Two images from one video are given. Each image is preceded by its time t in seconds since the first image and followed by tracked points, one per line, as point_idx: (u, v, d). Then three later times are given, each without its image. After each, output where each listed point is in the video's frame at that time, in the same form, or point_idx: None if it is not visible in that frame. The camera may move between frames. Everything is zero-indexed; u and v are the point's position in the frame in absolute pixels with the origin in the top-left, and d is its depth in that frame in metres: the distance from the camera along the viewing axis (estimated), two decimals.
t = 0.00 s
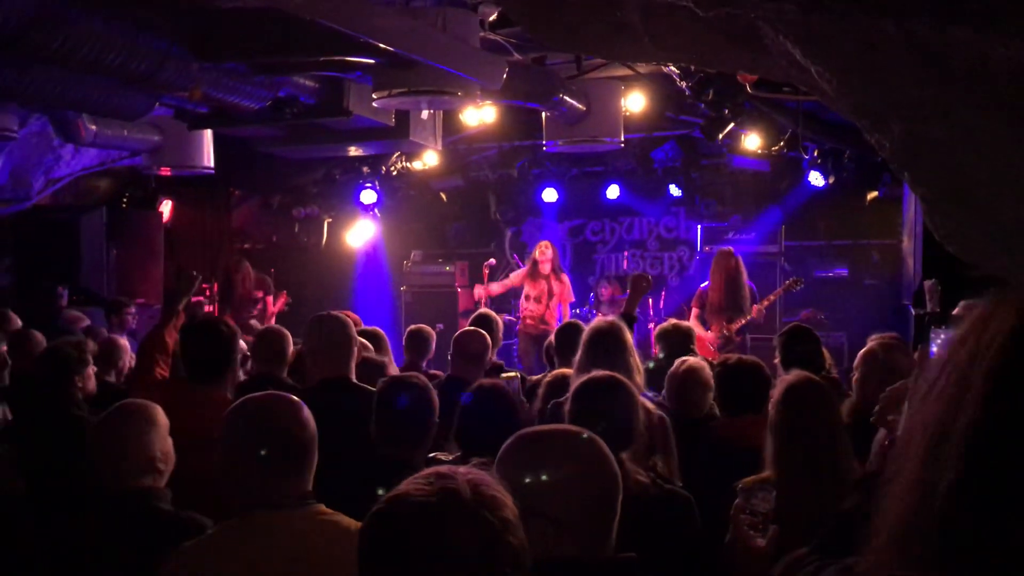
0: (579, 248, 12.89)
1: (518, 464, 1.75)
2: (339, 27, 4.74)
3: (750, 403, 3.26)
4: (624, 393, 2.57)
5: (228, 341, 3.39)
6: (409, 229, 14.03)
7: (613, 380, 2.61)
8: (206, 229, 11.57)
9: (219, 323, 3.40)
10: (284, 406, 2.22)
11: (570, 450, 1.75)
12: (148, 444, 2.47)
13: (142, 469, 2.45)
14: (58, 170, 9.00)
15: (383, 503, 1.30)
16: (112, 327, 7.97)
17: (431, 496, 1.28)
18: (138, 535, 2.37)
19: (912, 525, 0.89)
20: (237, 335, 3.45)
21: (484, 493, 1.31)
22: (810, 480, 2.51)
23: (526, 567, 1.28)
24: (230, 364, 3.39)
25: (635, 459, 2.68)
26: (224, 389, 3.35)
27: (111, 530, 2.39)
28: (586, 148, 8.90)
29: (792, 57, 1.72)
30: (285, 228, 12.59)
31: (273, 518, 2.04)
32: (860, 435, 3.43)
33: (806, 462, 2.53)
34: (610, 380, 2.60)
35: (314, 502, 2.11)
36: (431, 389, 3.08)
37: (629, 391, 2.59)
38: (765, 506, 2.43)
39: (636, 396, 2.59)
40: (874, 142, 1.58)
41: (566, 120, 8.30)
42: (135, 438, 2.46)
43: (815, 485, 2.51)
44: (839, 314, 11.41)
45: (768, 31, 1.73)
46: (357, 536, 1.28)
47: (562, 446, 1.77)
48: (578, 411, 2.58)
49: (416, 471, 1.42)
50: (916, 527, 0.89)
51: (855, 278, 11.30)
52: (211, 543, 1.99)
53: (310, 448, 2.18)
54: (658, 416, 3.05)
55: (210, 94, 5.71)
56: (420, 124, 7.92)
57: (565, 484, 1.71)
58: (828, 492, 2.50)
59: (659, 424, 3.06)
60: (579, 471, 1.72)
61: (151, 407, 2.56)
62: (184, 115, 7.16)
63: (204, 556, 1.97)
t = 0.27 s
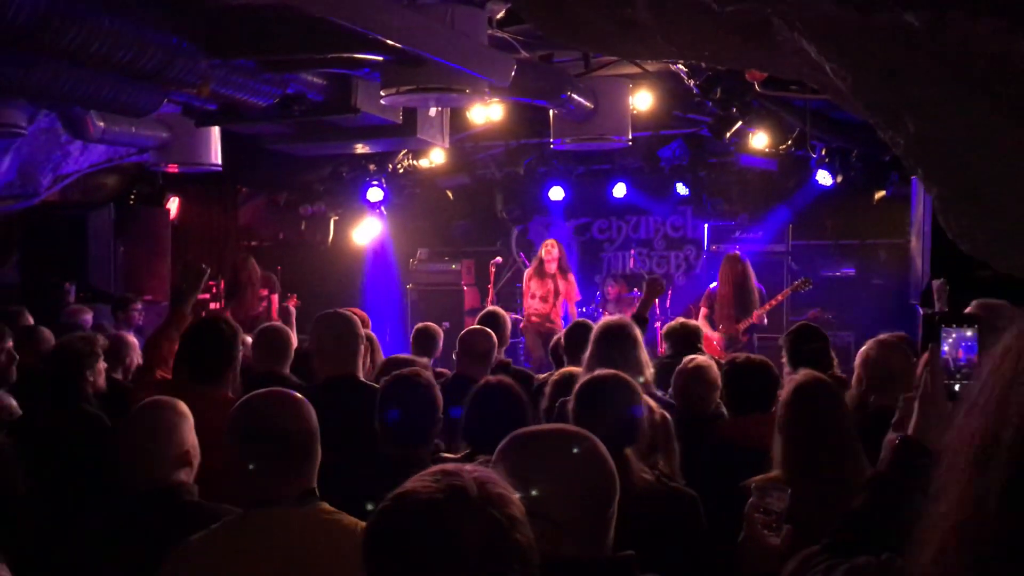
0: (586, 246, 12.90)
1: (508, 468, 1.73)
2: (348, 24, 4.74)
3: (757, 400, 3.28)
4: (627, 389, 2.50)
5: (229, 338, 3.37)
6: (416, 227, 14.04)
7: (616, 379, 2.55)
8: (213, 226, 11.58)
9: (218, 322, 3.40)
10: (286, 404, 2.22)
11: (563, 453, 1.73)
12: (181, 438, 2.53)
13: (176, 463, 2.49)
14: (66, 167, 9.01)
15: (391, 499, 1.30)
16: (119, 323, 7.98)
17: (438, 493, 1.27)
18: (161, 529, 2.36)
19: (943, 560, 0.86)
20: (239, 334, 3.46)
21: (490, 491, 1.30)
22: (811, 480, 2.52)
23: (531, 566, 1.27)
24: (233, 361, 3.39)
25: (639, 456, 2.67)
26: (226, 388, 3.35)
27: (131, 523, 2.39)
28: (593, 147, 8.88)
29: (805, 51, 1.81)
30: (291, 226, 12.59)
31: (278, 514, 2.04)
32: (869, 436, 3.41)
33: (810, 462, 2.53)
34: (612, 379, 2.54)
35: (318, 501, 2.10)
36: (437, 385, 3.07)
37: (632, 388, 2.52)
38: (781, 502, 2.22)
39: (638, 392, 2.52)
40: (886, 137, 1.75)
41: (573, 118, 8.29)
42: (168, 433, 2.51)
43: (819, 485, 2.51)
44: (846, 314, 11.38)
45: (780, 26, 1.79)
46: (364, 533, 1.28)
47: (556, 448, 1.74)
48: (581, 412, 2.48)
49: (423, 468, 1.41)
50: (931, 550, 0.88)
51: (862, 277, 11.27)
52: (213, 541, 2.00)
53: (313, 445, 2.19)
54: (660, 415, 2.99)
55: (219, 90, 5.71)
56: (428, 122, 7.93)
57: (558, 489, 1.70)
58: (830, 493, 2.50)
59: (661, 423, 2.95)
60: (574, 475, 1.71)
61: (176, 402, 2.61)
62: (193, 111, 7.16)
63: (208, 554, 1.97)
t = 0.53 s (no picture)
0: (590, 247, 12.81)
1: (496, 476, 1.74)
2: (354, 24, 4.75)
3: (762, 402, 3.23)
4: (624, 390, 2.47)
5: (232, 337, 3.38)
6: (419, 228, 13.97)
7: (615, 381, 2.51)
8: (217, 227, 11.58)
9: (222, 322, 3.39)
10: (293, 405, 2.21)
11: (552, 456, 1.74)
12: (187, 438, 2.47)
13: (183, 464, 2.45)
14: (71, 167, 9.01)
15: (389, 504, 1.28)
16: (122, 323, 7.97)
17: (437, 498, 1.26)
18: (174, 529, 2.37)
19: None
20: (241, 333, 3.46)
21: (491, 495, 1.29)
22: (815, 483, 2.52)
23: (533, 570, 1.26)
24: (235, 361, 3.38)
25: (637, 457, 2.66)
26: (226, 386, 3.34)
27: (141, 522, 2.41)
28: (597, 148, 8.87)
29: (811, 51, 1.80)
30: (295, 226, 12.60)
31: (277, 514, 2.04)
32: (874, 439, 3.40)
33: (812, 465, 2.53)
34: (609, 381, 2.50)
35: (323, 501, 2.09)
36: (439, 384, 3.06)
37: (628, 389, 2.48)
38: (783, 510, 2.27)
39: (635, 393, 2.47)
40: (894, 140, 1.72)
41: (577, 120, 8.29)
42: (174, 433, 2.46)
43: (823, 485, 2.51)
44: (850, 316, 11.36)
45: (787, 25, 1.78)
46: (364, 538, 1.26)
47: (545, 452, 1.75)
48: (579, 415, 2.45)
49: (419, 471, 1.39)
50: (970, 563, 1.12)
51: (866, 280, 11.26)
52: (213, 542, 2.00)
53: (315, 445, 2.17)
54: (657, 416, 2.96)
55: (223, 91, 5.71)
56: (433, 122, 7.92)
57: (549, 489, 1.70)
58: (830, 497, 2.50)
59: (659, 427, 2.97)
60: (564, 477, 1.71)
61: (179, 402, 2.55)
62: (197, 111, 7.16)
63: (209, 553, 1.97)
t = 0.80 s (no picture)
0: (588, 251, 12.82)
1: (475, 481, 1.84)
2: (353, 31, 4.75)
3: (759, 409, 3.25)
4: (618, 397, 2.48)
5: (227, 343, 3.38)
6: (417, 233, 14.05)
7: (608, 388, 2.52)
8: (216, 230, 11.60)
9: (220, 328, 3.40)
10: (298, 413, 2.23)
11: (532, 464, 1.81)
12: (170, 447, 2.49)
13: (164, 472, 2.46)
14: (70, 171, 9.02)
15: (380, 518, 1.29)
16: (120, 327, 7.96)
17: (425, 510, 1.26)
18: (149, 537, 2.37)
19: None
20: (236, 338, 3.48)
21: (482, 508, 1.29)
22: (812, 490, 2.52)
23: None
24: (229, 367, 3.39)
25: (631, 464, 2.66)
26: (220, 390, 3.34)
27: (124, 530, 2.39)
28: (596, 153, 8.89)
29: (807, 62, 1.77)
30: (294, 230, 12.62)
31: (283, 522, 2.04)
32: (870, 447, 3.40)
33: (807, 472, 2.53)
34: (604, 389, 2.51)
35: (325, 508, 2.10)
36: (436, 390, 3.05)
37: (621, 395, 2.50)
38: (789, 521, 2.21)
39: (627, 400, 2.49)
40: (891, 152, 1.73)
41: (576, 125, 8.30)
42: (158, 440, 2.48)
43: (819, 492, 2.51)
44: (846, 322, 11.40)
45: (785, 37, 1.75)
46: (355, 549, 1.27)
47: (525, 462, 1.82)
48: (571, 422, 2.46)
49: (413, 486, 1.38)
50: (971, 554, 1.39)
51: (863, 286, 11.30)
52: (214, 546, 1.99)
53: (319, 455, 2.17)
54: (652, 424, 2.96)
55: (222, 96, 5.72)
56: (432, 128, 7.94)
57: (527, 492, 1.77)
58: (826, 503, 2.51)
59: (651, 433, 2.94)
60: (543, 483, 1.78)
61: (168, 409, 2.59)
62: (196, 115, 7.17)
63: (205, 558, 1.96)
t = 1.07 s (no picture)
0: (587, 255, 12.78)
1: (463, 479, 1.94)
2: (352, 35, 4.76)
3: (758, 414, 3.24)
4: (615, 401, 2.49)
5: (219, 348, 3.38)
6: (417, 236, 13.93)
7: (603, 393, 2.52)
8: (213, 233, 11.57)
9: (211, 330, 3.41)
10: (299, 417, 2.21)
11: (520, 462, 1.91)
12: (156, 452, 2.50)
13: (150, 478, 2.47)
14: (67, 173, 9.01)
15: (376, 524, 1.28)
16: (116, 330, 7.94)
17: (421, 517, 1.26)
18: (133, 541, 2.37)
19: None
20: (227, 342, 3.46)
21: (479, 516, 1.29)
22: (810, 494, 2.52)
23: None
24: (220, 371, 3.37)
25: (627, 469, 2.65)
26: (215, 396, 3.33)
27: (109, 534, 2.38)
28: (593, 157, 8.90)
29: (806, 68, 1.80)
30: (291, 233, 12.61)
31: (284, 526, 2.04)
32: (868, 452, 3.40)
33: (804, 477, 2.53)
34: (603, 394, 2.51)
35: (326, 513, 2.10)
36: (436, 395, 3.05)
37: (619, 400, 2.51)
38: (784, 526, 2.20)
39: (625, 405, 2.51)
40: (889, 157, 1.76)
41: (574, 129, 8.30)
42: (144, 446, 2.49)
43: (817, 495, 2.51)
44: (843, 326, 11.43)
45: (783, 44, 1.79)
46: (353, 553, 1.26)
47: (514, 460, 1.92)
48: (567, 428, 2.46)
49: (409, 491, 1.37)
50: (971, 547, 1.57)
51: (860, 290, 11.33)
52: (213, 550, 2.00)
53: (320, 463, 2.14)
54: (646, 428, 2.96)
55: (220, 98, 5.72)
56: (429, 131, 7.94)
57: (514, 491, 1.87)
58: (824, 509, 2.51)
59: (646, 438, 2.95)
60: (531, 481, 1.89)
61: (159, 414, 2.59)
62: (193, 118, 7.17)
63: (202, 562, 1.97)
